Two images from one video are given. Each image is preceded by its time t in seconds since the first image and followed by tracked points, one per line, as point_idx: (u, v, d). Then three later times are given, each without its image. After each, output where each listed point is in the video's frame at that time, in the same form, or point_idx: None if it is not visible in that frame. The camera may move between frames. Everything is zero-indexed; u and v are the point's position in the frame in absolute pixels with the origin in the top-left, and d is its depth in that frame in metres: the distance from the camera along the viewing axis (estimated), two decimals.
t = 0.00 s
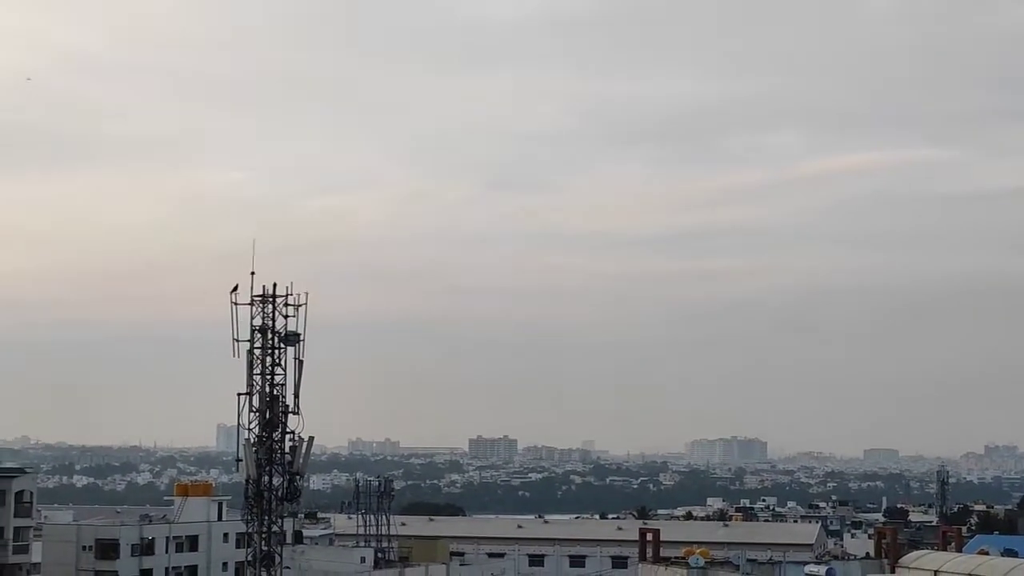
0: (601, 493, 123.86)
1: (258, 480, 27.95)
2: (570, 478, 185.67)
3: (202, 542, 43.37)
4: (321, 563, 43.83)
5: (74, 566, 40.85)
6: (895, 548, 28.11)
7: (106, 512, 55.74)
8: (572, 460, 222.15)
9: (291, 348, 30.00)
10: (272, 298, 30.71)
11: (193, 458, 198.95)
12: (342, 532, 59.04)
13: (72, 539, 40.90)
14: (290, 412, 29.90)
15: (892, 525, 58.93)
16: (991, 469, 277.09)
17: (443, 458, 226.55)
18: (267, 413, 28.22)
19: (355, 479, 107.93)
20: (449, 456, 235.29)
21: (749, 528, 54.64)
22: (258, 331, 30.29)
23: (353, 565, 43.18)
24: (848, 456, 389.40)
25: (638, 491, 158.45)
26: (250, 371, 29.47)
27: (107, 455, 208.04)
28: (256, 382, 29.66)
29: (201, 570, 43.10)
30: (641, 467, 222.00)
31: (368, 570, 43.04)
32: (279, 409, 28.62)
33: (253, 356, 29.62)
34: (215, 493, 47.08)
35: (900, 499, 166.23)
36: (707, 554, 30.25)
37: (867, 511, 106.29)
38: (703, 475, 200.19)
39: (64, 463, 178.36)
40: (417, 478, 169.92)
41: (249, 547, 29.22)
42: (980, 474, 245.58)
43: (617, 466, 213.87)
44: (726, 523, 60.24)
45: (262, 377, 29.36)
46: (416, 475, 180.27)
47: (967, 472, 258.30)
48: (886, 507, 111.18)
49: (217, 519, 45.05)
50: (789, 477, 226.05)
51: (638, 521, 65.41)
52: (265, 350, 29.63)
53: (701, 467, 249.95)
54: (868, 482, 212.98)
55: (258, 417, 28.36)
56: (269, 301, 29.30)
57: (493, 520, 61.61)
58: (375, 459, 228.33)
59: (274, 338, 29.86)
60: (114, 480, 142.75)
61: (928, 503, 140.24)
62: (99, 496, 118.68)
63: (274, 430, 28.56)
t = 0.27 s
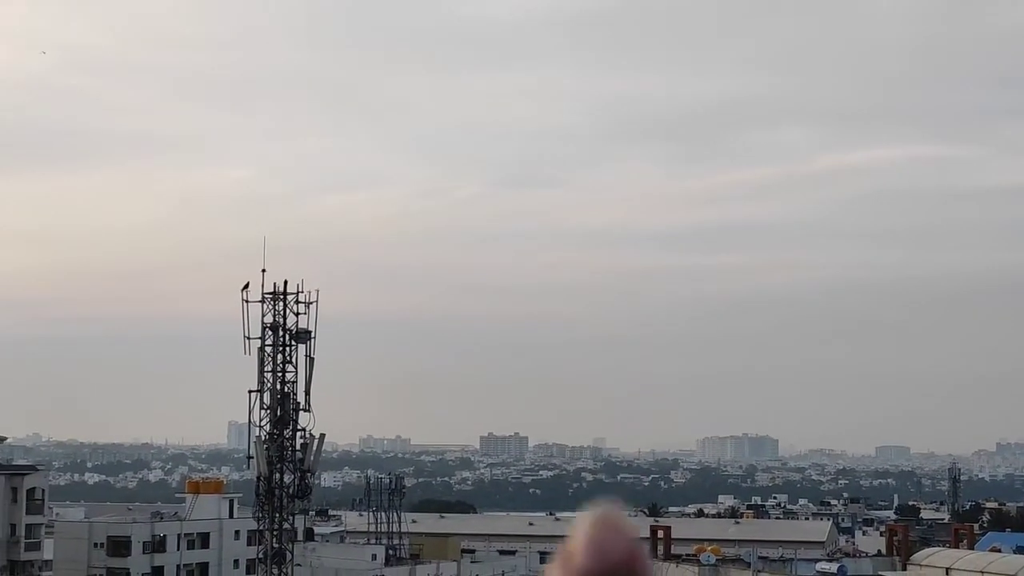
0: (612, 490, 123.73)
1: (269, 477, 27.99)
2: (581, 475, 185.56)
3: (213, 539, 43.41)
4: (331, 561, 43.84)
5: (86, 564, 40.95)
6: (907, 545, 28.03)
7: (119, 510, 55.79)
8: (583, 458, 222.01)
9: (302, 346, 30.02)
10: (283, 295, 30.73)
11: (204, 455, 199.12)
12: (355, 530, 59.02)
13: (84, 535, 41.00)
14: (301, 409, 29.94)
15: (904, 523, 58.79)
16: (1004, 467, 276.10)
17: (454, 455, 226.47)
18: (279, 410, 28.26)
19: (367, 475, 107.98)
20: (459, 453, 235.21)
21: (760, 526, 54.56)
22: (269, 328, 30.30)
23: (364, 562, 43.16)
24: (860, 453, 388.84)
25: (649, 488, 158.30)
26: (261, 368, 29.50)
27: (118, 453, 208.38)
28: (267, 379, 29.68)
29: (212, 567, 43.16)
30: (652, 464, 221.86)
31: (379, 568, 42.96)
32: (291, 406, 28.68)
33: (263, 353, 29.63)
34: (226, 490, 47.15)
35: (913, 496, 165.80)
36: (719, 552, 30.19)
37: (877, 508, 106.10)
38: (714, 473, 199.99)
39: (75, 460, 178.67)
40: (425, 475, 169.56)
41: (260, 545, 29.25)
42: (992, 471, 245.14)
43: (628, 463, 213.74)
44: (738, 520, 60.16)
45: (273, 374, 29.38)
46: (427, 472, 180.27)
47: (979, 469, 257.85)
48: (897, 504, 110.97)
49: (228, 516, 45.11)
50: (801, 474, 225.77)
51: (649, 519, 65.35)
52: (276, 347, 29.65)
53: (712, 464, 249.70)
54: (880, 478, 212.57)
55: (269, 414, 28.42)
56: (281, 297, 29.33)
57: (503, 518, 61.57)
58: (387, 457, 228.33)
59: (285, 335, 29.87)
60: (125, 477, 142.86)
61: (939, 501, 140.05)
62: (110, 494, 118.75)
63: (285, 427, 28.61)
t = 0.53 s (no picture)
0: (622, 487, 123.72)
1: (278, 474, 28.04)
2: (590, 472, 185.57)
3: (223, 537, 43.46)
4: (340, 559, 43.86)
5: (96, 562, 41.04)
6: (917, 542, 28.03)
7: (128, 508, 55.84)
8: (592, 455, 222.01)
9: (311, 344, 30.07)
10: (292, 294, 30.77)
11: (213, 453, 199.18)
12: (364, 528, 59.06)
13: (94, 533, 41.09)
14: (310, 407, 29.99)
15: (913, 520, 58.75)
16: (1013, 464, 275.74)
17: (462, 454, 226.35)
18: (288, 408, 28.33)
19: (376, 472, 107.90)
20: (468, 451, 235.25)
21: (769, 523, 54.57)
22: (278, 326, 30.34)
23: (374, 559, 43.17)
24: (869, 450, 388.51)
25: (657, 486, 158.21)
26: (270, 366, 29.55)
27: (127, 451, 208.46)
28: (276, 377, 29.74)
29: (222, 565, 43.21)
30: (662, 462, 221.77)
31: (388, 565, 42.98)
32: (300, 404, 28.76)
33: (273, 351, 29.68)
34: (236, 488, 47.20)
35: (923, 493, 165.52)
36: (728, 549, 30.22)
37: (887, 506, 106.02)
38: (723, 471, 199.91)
39: (85, 458, 178.72)
40: (433, 473, 169.61)
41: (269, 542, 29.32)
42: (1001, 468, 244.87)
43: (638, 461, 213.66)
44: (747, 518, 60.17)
45: (283, 372, 29.43)
46: (436, 470, 180.24)
47: (988, 466, 257.56)
48: (905, 502, 110.93)
49: (238, 514, 45.17)
50: (810, 472, 225.61)
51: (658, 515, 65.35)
52: (285, 345, 29.70)
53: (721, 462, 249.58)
54: (888, 476, 212.34)
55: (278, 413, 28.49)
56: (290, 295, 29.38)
57: (513, 515, 61.59)
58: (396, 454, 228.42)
59: (294, 333, 29.92)
60: (135, 475, 142.85)
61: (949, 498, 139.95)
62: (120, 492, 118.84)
63: (294, 425, 28.68)
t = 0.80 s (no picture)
0: (629, 488, 123.59)
1: (284, 473, 28.05)
2: (597, 472, 185.40)
3: (230, 537, 43.52)
4: (345, 557, 43.90)
5: (103, 561, 41.08)
6: (923, 541, 28.02)
7: (136, 507, 55.92)
8: (599, 454, 222.00)
9: (317, 343, 30.05)
10: (298, 293, 30.78)
11: (219, 452, 199.21)
12: (371, 527, 59.10)
13: (102, 532, 41.15)
14: (318, 406, 30.02)
15: (920, 520, 58.77)
16: (1020, 463, 275.75)
17: (468, 453, 226.29)
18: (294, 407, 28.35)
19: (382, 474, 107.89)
20: (474, 450, 235.32)
21: (777, 522, 54.62)
22: (284, 326, 30.34)
23: (381, 559, 43.18)
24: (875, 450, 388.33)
25: (665, 485, 158.16)
26: (277, 365, 29.56)
27: (134, 450, 208.56)
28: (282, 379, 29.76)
29: (229, 564, 43.26)
30: (668, 461, 221.73)
31: (395, 564, 43.02)
32: (306, 404, 28.76)
33: (279, 351, 29.70)
34: (243, 488, 47.24)
35: (930, 492, 165.42)
36: (733, 548, 30.23)
37: (894, 506, 106.04)
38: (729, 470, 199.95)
39: (91, 458, 178.79)
40: (440, 472, 169.63)
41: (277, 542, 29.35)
42: (1007, 467, 244.84)
43: (644, 460, 213.59)
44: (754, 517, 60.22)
45: (289, 372, 29.42)
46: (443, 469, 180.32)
47: (994, 465, 257.42)
48: (912, 501, 110.98)
49: (245, 513, 45.23)
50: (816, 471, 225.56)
51: (665, 515, 65.29)
52: (291, 345, 29.70)
53: (727, 461, 249.55)
54: (897, 475, 211.84)
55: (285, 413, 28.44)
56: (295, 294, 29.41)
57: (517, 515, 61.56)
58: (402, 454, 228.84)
59: (300, 333, 29.91)
60: (142, 475, 142.70)
61: (956, 497, 140.15)
62: (127, 492, 118.86)
63: (301, 424, 28.71)
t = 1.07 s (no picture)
0: (635, 488, 123.36)
1: (291, 475, 28.07)
2: (602, 472, 185.18)
3: (236, 538, 43.52)
4: (352, 558, 43.92)
5: (109, 562, 41.08)
6: (929, 541, 28.02)
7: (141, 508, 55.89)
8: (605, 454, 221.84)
9: (323, 344, 30.08)
10: (303, 294, 30.81)
11: (225, 454, 199.29)
12: (376, 528, 59.11)
13: (108, 534, 41.16)
14: (324, 408, 30.03)
15: (927, 520, 58.67)
16: None
17: (474, 454, 226.29)
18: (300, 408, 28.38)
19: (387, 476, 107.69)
20: (479, 451, 235.26)
21: (782, 523, 54.57)
22: (290, 326, 30.37)
23: (387, 560, 43.18)
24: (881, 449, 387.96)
25: (671, 485, 158.00)
26: (282, 366, 29.60)
27: (140, 451, 208.67)
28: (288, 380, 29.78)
29: (235, 565, 43.26)
30: (674, 461, 221.58)
31: (400, 565, 43.05)
32: (312, 405, 28.79)
33: (285, 351, 29.73)
34: (248, 488, 47.26)
35: (936, 492, 165.28)
36: (739, 549, 30.20)
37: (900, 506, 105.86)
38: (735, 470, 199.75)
39: (98, 459, 178.98)
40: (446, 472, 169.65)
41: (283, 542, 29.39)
42: (1012, 467, 244.56)
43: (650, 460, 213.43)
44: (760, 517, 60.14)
45: (295, 373, 29.45)
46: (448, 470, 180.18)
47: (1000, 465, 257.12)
48: (919, 502, 110.84)
49: (250, 514, 45.23)
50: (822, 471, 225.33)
51: (671, 515, 65.27)
52: (296, 345, 29.72)
53: (732, 461, 249.33)
54: (903, 475, 211.30)
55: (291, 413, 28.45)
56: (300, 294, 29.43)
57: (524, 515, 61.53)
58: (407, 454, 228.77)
59: (306, 334, 29.94)
60: (147, 476, 142.57)
61: (961, 497, 139.98)
62: (133, 493, 118.74)
63: (307, 425, 28.75)
